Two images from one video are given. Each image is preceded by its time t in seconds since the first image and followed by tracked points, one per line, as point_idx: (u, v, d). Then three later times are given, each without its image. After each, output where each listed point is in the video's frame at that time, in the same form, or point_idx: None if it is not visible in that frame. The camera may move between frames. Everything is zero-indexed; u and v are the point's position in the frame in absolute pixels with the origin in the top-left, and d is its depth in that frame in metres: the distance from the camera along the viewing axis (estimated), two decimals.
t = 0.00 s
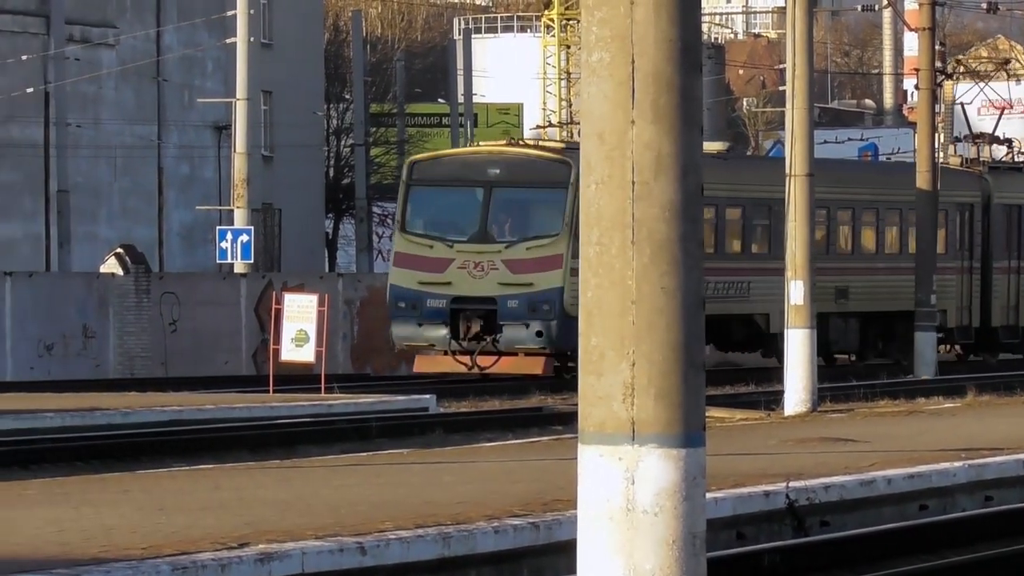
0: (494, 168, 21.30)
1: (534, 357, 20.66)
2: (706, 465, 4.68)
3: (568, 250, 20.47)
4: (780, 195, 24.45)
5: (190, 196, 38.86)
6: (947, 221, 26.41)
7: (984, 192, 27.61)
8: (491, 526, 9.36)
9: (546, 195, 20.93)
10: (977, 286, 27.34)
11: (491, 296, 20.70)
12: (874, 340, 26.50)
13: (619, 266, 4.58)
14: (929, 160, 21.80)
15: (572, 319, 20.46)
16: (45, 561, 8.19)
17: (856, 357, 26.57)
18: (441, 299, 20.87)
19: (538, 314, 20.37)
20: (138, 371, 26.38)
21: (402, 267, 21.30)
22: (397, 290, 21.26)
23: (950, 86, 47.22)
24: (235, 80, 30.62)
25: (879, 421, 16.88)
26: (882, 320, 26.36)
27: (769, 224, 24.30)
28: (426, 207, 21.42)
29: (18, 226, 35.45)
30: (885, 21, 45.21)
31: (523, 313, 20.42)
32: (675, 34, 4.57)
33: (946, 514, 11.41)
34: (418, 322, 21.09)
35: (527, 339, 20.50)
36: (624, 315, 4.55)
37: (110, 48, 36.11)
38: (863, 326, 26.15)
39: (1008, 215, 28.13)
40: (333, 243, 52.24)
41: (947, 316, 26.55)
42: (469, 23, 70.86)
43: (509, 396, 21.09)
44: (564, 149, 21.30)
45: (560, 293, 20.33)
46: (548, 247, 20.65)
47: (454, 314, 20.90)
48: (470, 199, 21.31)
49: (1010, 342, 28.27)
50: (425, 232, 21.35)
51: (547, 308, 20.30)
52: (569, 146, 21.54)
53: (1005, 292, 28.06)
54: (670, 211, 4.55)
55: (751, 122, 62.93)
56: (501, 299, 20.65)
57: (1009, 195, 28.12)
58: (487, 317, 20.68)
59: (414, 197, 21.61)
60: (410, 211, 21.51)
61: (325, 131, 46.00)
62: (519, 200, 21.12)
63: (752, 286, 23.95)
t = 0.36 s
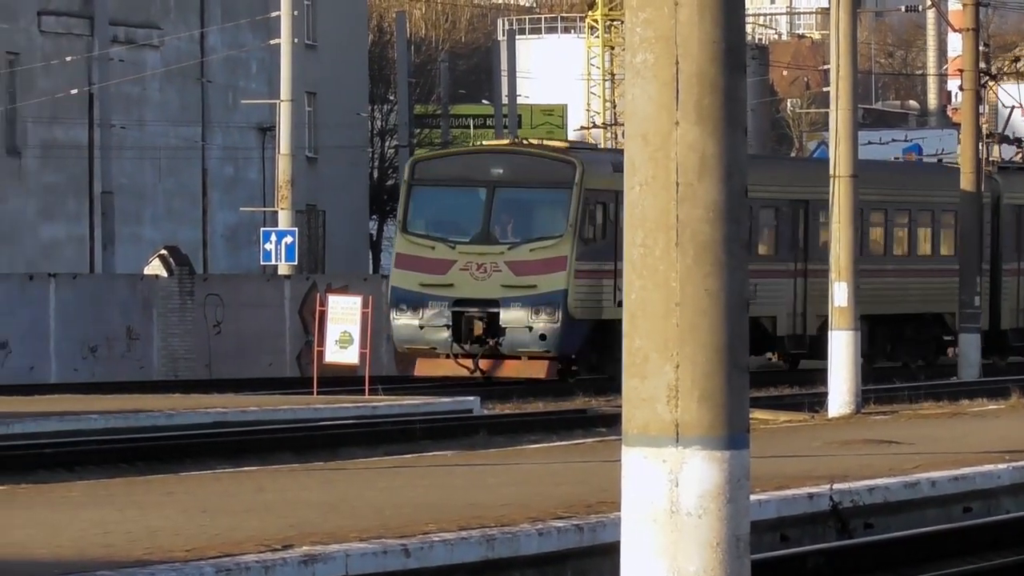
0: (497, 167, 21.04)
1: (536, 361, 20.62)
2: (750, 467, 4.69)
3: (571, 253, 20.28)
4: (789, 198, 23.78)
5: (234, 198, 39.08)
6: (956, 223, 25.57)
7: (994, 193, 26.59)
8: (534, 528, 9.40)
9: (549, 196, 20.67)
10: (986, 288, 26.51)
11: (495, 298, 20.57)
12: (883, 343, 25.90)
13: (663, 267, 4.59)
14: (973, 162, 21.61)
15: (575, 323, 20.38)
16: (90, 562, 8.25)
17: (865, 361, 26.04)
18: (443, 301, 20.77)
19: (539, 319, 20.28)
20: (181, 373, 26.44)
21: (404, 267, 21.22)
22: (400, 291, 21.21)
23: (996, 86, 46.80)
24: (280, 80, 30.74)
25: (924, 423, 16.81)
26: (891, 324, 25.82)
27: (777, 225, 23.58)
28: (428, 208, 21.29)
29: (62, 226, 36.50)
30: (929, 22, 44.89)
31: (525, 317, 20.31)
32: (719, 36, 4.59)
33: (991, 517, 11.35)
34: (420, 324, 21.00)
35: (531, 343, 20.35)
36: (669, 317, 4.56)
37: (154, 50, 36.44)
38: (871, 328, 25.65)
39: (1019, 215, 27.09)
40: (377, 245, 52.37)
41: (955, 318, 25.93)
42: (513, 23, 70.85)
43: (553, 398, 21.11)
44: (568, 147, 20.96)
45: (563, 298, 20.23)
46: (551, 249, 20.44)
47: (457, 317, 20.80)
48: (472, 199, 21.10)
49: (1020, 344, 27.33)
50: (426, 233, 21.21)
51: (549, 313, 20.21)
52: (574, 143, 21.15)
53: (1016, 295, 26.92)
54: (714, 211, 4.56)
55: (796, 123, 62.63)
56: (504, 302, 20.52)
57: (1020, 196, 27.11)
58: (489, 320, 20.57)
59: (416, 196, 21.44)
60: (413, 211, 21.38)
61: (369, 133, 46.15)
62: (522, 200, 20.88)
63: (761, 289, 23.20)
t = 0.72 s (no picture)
0: (496, 168, 20.91)
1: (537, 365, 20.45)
2: (792, 469, 4.72)
3: (571, 256, 20.15)
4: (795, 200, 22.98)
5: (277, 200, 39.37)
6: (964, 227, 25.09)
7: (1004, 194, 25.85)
8: (576, 531, 9.44)
9: (549, 197, 20.56)
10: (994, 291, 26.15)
11: (495, 301, 20.57)
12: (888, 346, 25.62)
13: (705, 269, 4.63)
14: (1015, 165, 21.49)
15: (577, 326, 20.26)
16: (133, 564, 8.35)
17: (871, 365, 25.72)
18: (443, 304, 20.83)
19: (540, 322, 20.18)
20: (224, 375, 26.67)
21: (404, 270, 21.28)
22: (400, 293, 21.29)
23: None
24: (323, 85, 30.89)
25: (967, 425, 16.75)
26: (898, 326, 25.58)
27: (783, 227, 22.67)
28: (426, 209, 21.28)
29: (105, 229, 37.03)
30: (974, 24, 44.65)
31: (526, 320, 20.23)
32: (761, 40, 4.62)
33: None
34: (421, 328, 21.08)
35: (532, 347, 20.29)
36: (711, 319, 4.60)
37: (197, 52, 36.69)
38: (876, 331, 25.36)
39: None
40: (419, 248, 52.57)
41: (962, 321, 25.59)
42: (556, 27, 70.92)
43: (596, 400, 21.15)
44: (570, 148, 20.70)
45: (564, 302, 20.14)
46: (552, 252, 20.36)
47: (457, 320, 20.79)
48: (472, 200, 21.06)
49: None
50: (426, 235, 21.24)
51: (549, 315, 20.14)
52: (576, 144, 20.84)
53: None
54: (756, 215, 4.60)
55: (839, 126, 62.40)
56: (504, 305, 20.51)
57: None
58: (489, 322, 20.49)
59: (415, 197, 21.41)
60: (411, 213, 21.39)
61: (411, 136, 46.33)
62: (523, 202, 20.79)
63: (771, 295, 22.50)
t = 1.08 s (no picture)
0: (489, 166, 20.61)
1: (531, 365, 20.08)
2: (826, 467, 4.75)
3: (565, 254, 19.81)
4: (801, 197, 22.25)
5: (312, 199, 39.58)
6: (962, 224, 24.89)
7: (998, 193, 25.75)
8: (611, 529, 9.46)
9: (543, 194, 20.22)
10: (992, 291, 25.78)
11: (486, 300, 20.12)
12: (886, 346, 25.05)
13: (738, 267, 4.66)
14: None
15: (571, 325, 19.95)
16: (167, 563, 8.42)
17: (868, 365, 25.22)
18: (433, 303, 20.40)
19: (534, 322, 19.77)
20: (258, 374, 26.77)
21: (394, 269, 20.90)
22: (389, 292, 20.88)
23: None
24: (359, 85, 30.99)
25: (1003, 424, 16.70)
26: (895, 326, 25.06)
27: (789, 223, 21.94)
28: (418, 207, 20.99)
29: (140, 227, 37.24)
30: (1010, 23, 44.46)
31: (519, 320, 19.78)
32: (795, 36, 4.65)
33: None
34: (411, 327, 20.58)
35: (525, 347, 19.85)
36: (746, 316, 4.63)
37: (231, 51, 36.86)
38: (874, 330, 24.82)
39: None
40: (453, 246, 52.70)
41: (961, 321, 25.17)
42: (590, 26, 70.90)
43: (631, 399, 21.14)
44: (564, 145, 20.46)
45: (558, 300, 19.74)
46: (546, 250, 19.99)
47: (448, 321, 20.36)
48: (464, 198, 20.74)
49: None
50: (420, 233, 20.90)
51: (542, 315, 19.72)
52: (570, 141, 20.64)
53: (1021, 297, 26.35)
54: (791, 212, 4.63)
55: (874, 125, 62.20)
56: (496, 304, 20.05)
57: None
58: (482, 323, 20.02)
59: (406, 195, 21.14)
60: (403, 211, 21.08)
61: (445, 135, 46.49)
62: (517, 199, 20.43)
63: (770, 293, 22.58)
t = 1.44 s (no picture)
0: (481, 161, 20.37)
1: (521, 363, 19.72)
2: (858, 465, 4.92)
3: (554, 250, 19.44)
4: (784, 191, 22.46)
5: (344, 195, 39.76)
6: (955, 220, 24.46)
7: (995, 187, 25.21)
8: (643, 526, 9.51)
9: (533, 190, 19.95)
10: (988, 288, 25.09)
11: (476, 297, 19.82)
12: (878, 344, 24.72)
13: (770, 263, 4.86)
14: None
15: (562, 323, 19.57)
16: (200, 559, 8.50)
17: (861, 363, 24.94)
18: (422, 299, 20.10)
19: (524, 319, 19.41)
20: (290, 370, 26.78)
21: (383, 264, 20.62)
22: (377, 289, 20.59)
23: None
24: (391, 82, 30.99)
25: None
26: (888, 324, 24.65)
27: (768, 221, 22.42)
28: (407, 202, 20.75)
29: (172, 224, 37.37)
30: None
31: (510, 317, 19.46)
32: (826, 34, 4.84)
33: None
34: (397, 325, 20.29)
35: (514, 344, 19.49)
36: (778, 314, 4.83)
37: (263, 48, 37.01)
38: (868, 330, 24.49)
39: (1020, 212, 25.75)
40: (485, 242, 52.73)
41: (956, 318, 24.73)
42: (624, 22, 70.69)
43: (663, 397, 21.12)
44: (552, 140, 20.15)
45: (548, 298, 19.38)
46: (535, 247, 19.65)
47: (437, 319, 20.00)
48: (454, 193, 20.48)
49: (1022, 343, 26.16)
50: (408, 229, 20.61)
51: (531, 312, 19.38)
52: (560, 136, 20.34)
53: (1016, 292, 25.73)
54: (822, 210, 4.83)
55: (908, 121, 61.79)
56: (487, 301, 19.77)
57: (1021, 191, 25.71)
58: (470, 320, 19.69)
59: (397, 190, 20.92)
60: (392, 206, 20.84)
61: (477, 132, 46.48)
62: (506, 195, 20.19)
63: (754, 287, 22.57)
